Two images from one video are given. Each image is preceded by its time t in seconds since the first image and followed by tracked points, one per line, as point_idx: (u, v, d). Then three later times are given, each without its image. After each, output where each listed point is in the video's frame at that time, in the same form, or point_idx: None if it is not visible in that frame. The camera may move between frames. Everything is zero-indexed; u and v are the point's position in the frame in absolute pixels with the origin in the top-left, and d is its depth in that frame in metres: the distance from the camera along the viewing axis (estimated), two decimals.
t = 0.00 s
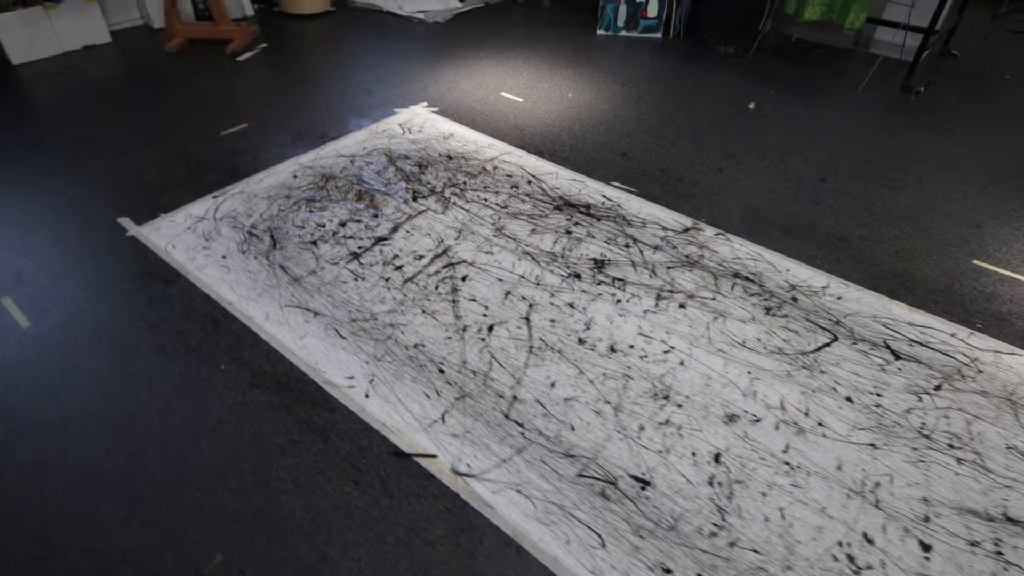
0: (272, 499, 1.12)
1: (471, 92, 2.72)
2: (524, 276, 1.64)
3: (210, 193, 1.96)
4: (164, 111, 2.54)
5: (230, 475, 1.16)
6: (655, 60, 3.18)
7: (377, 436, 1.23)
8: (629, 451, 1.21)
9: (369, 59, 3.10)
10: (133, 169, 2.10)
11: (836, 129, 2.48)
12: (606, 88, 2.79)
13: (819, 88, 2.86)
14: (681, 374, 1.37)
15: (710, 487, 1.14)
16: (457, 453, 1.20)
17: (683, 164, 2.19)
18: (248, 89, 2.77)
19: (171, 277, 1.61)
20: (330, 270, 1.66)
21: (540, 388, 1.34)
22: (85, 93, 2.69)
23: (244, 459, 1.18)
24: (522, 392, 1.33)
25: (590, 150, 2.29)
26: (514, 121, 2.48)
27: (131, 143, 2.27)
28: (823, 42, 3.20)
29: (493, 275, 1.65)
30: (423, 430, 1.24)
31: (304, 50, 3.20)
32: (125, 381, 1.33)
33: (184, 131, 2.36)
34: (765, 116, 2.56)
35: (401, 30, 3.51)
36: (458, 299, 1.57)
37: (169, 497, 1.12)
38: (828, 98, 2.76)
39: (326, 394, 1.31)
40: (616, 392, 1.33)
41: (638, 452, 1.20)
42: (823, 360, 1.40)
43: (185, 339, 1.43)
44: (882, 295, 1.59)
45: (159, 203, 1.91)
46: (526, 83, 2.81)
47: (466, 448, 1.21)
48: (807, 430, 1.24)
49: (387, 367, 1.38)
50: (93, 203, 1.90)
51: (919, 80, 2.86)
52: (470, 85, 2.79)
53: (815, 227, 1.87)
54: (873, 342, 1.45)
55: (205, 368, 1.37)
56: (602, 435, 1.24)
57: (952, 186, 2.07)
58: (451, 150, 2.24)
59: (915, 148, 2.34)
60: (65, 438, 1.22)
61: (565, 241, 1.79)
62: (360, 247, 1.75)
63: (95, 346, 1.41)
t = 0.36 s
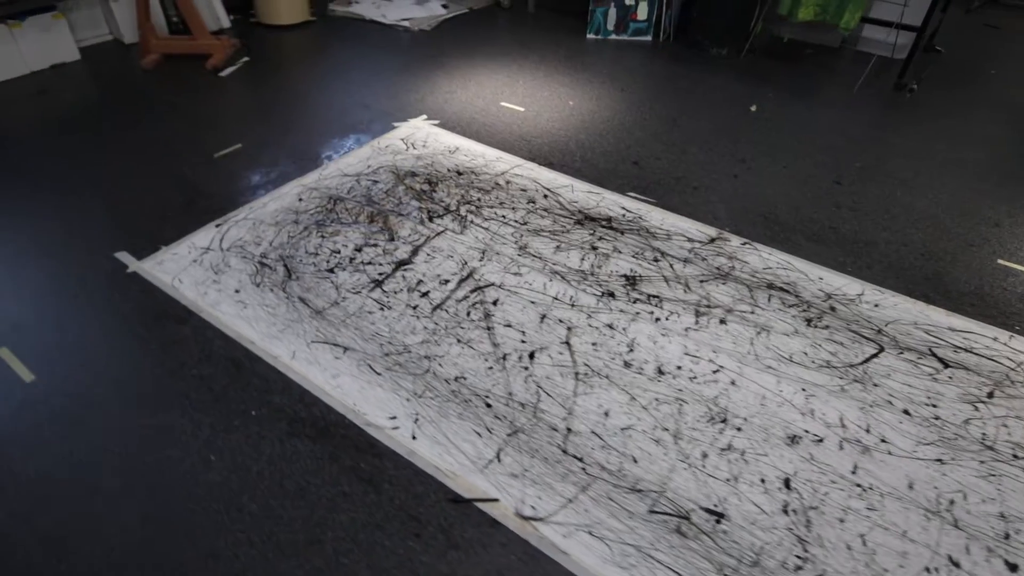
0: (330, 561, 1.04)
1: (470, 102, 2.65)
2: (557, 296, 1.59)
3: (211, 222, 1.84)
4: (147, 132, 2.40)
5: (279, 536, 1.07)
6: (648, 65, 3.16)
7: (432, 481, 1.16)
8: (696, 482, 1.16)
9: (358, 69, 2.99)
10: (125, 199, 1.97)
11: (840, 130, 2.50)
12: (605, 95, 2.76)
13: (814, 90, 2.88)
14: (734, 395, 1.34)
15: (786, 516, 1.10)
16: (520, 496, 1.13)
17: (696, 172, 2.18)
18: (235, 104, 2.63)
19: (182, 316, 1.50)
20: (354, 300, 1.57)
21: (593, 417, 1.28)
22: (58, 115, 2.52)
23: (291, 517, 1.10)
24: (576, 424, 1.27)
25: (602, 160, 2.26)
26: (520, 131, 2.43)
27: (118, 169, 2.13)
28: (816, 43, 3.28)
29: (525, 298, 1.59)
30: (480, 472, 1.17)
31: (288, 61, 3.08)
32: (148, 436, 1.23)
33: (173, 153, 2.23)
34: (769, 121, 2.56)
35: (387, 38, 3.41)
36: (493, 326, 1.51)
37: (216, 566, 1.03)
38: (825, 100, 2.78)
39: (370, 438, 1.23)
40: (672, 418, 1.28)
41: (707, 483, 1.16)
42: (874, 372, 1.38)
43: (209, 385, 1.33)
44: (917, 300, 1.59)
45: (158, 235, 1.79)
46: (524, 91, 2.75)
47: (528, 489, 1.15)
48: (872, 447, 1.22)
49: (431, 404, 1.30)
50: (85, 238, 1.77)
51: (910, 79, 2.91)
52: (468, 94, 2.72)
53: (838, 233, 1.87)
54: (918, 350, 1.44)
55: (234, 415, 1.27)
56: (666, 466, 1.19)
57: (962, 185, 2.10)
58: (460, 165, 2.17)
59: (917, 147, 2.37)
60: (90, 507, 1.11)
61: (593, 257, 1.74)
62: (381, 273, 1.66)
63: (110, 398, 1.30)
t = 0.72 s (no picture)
0: None
1: (477, 109, 2.57)
2: (597, 315, 1.52)
3: (220, 245, 1.73)
4: (137, 147, 2.25)
5: None
6: (650, 71, 3.13)
7: (494, 526, 1.08)
8: (773, 514, 1.10)
9: (355, 76, 2.89)
10: (123, 222, 1.83)
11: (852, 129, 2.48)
12: (613, 101, 2.71)
13: (821, 89, 2.86)
14: (796, 414, 1.28)
15: (872, 547, 1.05)
16: (591, 538, 1.06)
17: (719, 179, 2.14)
18: (228, 114, 2.49)
19: (200, 351, 1.39)
20: (383, 326, 1.48)
21: (654, 447, 1.21)
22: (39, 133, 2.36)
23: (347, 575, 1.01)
24: (636, 454, 1.20)
25: (621, 167, 2.20)
26: (531, 139, 2.37)
27: (110, 190, 1.99)
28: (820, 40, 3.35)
29: (564, 318, 1.51)
30: (545, 514, 1.10)
31: (280, 69, 2.95)
32: (178, 491, 1.12)
33: (169, 170, 2.09)
34: (782, 122, 2.52)
35: (380, 43, 3.31)
36: (535, 350, 1.43)
37: None
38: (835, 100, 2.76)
39: (422, 480, 1.15)
40: (737, 444, 1.22)
41: (784, 513, 1.10)
42: (935, 384, 1.34)
43: (238, 429, 1.23)
44: (963, 306, 1.57)
45: (163, 261, 1.67)
46: (530, 98, 2.69)
47: (599, 530, 1.07)
48: (946, 466, 1.17)
49: (481, 439, 1.22)
50: (84, 268, 1.64)
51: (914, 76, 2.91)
52: (473, 101, 2.64)
53: (871, 237, 1.84)
54: (976, 359, 1.40)
55: (270, 462, 1.17)
56: (739, 496, 1.12)
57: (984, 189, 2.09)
58: (476, 177, 2.09)
59: (932, 148, 2.36)
60: None
61: (626, 271, 1.68)
62: (408, 296, 1.57)
63: (130, 450, 1.19)
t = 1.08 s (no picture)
0: None
1: (458, 119, 2.50)
2: (618, 331, 1.49)
3: (209, 279, 1.60)
4: (100, 175, 2.08)
5: None
6: (625, 75, 3.13)
7: (552, 568, 1.03)
8: (829, 528, 1.08)
9: (325, 87, 2.77)
10: (97, 261, 1.68)
11: (828, 131, 2.56)
12: (594, 106, 2.69)
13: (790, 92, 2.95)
14: (831, 421, 1.28)
15: (931, 555, 1.05)
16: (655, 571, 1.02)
17: (713, 181, 2.15)
18: (195, 135, 2.34)
19: (202, 399, 1.28)
20: (399, 357, 1.40)
21: (699, 467, 1.18)
22: None
23: None
24: (683, 476, 1.17)
25: (615, 174, 2.18)
26: (519, 149, 2.32)
27: (76, 225, 1.82)
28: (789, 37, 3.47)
29: (585, 336, 1.47)
30: (603, 549, 1.05)
31: (243, 83, 2.80)
32: (203, 562, 1.02)
33: (140, 199, 1.94)
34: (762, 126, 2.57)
35: (346, 52, 3.19)
36: (561, 372, 1.38)
37: None
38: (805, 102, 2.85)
39: (468, 524, 1.08)
40: (781, 457, 1.20)
41: (842, 528, 1.08)
42: (956, 380, 1.37)
43: (260, 484, 1.13)
44: (968, 299, 1.61)
45: (148, 301, 1.53)
46: (511, 106, 2.64)
47: (660, 561, 1.03)
48: (984, 463, 1.19)
49: (522, 473, 1.17)
50: (57, 314, 1.49)
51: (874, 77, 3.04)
52: (454, 111, 2.57)
53: (868, 233, 1.90)
54: (993, 353, 1.44)
55: (300, 519, 1.08)
56: (793, 513, 1.10)
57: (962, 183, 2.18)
58: (469, 191, 2.03)
59: (905, 145, 2.46)
60: None
61: (638, 283, 1.66)
62: (419, 323, 1.50)
63: (141, 519, 1.07)
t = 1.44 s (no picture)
0: None
1: (453, 126, 2.45)
2: (655, 338, 1.47)
3: (220, 306, 1.50)
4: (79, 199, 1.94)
5: None
6: (610, 77, 3.14)
7: None
8: (898, 527, 1.08)
9: (308, 99, 2.67)
10: (93, 293, 1.55)
11: (816, 128, 2.63)
12: (587, 109, 2.68)
13: (773, 88, 3.00)
14: (878, 417, 1.28)
15: (999, 546, 1.06)
16: None
17: (717, 179, 2.17)
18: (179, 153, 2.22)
19: (234, 439, 1.19)
20: (435, 379, 1.35)
21: (760, 473, 1.17)
22: None
23: None
24: (746, 484, 1.15)
25: (620, 178, 2.17)
26: (520, 155, 2.29)
27: (63, 254, 1.69)
28: (768, 35, 3.58)
29: (622, 345, 1.45)
30: (681, 568, 1.02)
31: (220, 96, 2.67)
32: None
33: (129, 225, 1.82)
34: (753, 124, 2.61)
35: (324, 61, 3.09)
36: (605, 384, 1.35)
37: None
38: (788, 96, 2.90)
39: (539, 552, 1.04)
40: (837, 457, 1.20)
41: (910, 526, 1.09)
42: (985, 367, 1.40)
43: (313, 526, 1.06)
44: (984, 287, 1.66)
45: (156, 333, 1.43)
46: (504, 111, 2.60)
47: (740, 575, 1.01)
48: None
49: (585, 493, 1.13)
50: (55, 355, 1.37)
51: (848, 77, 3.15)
52: (447, 118, 2.51)
53: (878, 223, 1.94)
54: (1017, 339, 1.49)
55: (362, 561, 1.02)
56: (860, 514, 1.10)
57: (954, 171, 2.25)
58: (477, 201, 1.98)
59: (892, 138, 2.53)
60: None
61: (664, 287, 1.64)
62: (451, 342, 1.44)
63: None
